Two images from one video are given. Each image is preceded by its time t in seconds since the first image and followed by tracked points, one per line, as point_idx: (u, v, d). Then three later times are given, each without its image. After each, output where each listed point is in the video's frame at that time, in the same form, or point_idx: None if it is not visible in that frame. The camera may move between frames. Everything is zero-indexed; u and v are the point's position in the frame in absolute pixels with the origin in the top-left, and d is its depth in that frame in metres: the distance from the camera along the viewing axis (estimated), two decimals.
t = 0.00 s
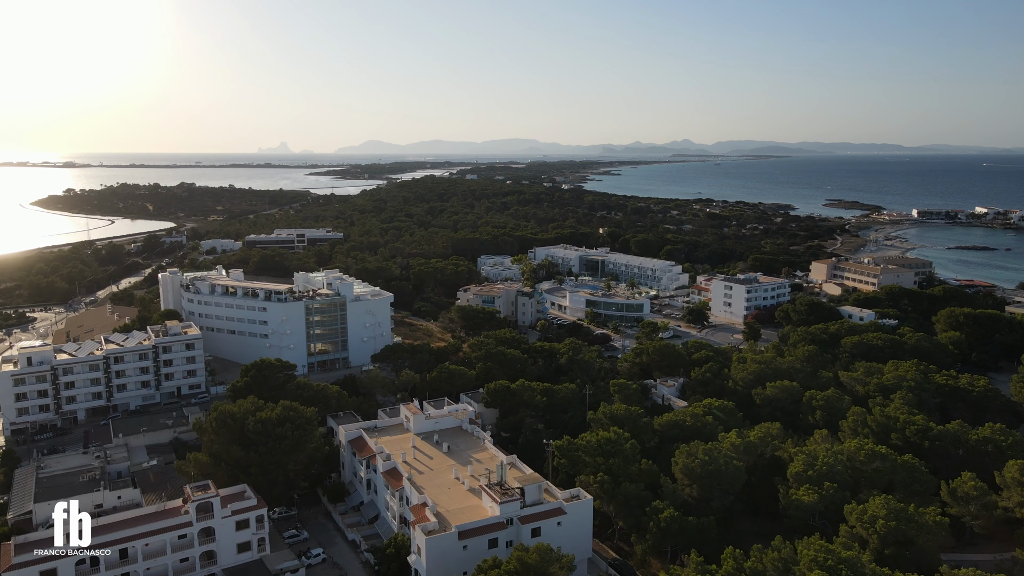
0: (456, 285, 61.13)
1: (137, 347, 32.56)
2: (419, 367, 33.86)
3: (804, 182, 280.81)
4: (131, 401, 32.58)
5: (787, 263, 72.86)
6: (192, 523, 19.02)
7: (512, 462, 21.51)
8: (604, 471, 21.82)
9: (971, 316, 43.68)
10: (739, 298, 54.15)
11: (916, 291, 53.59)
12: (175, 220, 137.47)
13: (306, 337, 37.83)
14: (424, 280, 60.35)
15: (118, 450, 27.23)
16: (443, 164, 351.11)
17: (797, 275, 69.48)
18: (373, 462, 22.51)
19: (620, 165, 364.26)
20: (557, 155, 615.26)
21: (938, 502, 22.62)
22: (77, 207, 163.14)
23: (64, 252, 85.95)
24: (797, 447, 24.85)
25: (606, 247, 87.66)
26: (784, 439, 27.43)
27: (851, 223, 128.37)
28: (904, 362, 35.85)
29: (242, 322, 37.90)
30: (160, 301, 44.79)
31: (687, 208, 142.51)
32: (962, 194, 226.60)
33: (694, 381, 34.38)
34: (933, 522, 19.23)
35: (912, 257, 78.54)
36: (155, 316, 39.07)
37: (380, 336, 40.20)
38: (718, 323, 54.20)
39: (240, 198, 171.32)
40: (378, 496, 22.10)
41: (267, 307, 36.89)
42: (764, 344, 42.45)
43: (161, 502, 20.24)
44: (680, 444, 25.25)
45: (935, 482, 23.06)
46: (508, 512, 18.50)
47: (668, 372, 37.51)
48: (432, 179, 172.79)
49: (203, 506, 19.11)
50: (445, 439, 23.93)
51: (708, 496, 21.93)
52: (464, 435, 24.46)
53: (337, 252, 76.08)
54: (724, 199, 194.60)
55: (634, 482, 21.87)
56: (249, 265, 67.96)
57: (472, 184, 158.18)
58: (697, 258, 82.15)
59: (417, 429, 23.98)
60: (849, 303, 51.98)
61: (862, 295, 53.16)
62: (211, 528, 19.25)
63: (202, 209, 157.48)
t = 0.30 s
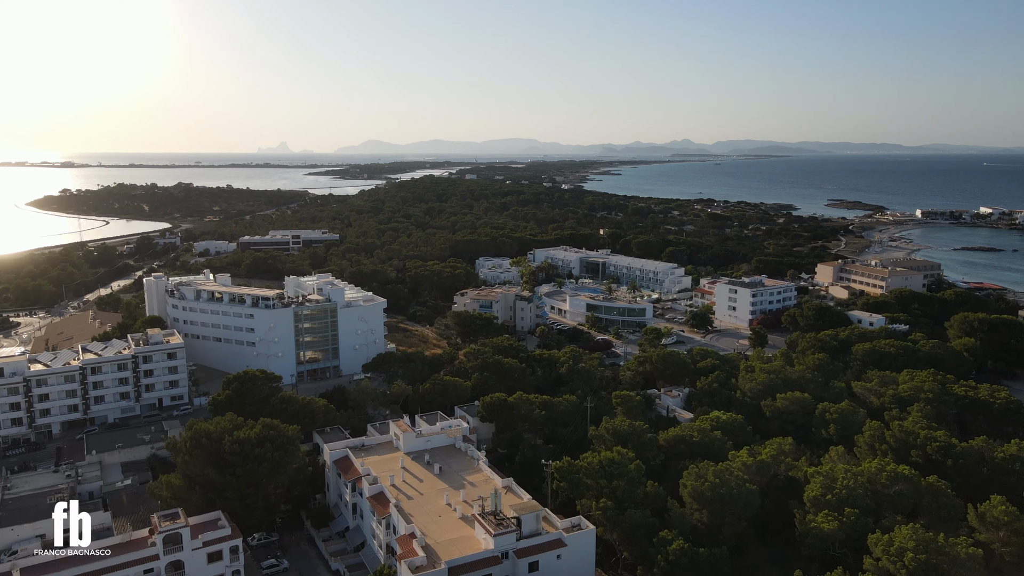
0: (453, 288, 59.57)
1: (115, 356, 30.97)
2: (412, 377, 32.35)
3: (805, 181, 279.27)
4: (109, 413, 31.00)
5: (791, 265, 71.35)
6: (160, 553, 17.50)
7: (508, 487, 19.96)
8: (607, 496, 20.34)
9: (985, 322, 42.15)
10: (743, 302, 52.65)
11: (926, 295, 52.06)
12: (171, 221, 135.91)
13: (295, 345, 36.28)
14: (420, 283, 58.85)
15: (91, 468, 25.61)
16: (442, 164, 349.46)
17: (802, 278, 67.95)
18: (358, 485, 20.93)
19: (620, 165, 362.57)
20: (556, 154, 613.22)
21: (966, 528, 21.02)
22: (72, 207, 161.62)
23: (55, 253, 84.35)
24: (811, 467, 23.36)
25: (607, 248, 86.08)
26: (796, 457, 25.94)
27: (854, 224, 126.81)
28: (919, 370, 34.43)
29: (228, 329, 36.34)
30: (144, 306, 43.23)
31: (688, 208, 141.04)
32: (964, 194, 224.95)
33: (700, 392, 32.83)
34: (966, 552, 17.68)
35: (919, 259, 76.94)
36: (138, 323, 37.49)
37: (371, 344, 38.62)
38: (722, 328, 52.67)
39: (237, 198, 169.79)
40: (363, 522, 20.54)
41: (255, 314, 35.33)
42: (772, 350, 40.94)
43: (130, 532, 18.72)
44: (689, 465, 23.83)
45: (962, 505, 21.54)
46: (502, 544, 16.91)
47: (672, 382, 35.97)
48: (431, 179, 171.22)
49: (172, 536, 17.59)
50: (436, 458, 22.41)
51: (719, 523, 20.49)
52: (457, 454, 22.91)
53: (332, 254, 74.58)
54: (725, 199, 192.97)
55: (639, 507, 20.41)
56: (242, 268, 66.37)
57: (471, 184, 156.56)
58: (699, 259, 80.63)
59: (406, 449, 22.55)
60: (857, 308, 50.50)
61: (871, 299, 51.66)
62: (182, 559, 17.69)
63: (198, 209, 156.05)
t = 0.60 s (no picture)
0: (450, 292, 57.99)
1: (91, 367, 29.39)
2: (404, 389, 30.78)
3: (807, 181, 277.46)
4: (85, 427, 29.42)
5: (796, 268, 69.78)
6: None
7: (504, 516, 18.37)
8: (610, 525, 18.81)
9: (1001, 328, 40.60)
10: (748, 306, 51.09)
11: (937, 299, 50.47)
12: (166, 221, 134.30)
13: (283, 354, 34.71)
14: (416, 286, 57.27)
15: (58, 489, 23.98)
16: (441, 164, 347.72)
17: (808, 281, 66.38)
18: (342, 512, 19.29)
19: (620, 164, 360.69)
20: (556, 154, 612.14)
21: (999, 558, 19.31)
22: (67, 208, 159.95)
23: (45, 255, 82.71)
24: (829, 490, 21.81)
25: (608, 250, 84.51)
26: (811, 477, 24.44)
27: (857, 225, 125.12)
28: (935, 380, 32.88)
29: (213, 337, 34.76)
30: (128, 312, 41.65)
31: (689, 209, 139.41)
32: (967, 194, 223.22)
33: (706, 403, 31.30)
34: None
35: (926, 261, 75.30)
36: (119, 331, 35.85)
37: (363, 352, 37.04)
38: (727, 333, 51.10)
39: (234, 199, 168.09)
40: (347, 552, 18.92)
41: (240, 322, 33.76)
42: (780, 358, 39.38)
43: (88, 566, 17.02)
44: (697, 486, 22.30)
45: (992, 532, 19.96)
46: None
47: (677, 392, 34.39)
48: (429, 179, 169.46)
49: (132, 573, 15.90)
50: (427, 482, 20.79)
51: (731, 554, 18.92)
52: (450, 476, 21.34)
53: (327, 255, 73.02)
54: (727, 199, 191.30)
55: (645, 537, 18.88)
56: (234, 270, 64.77)
57: (470, 184, 154.86)
58: (702, 261, 79.03)
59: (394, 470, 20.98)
60: (867, 313, 48.96)
61: (880, 303, 50.09)
62: None
63: (195, 210, 154.41)
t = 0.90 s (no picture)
0: (446, 296, 56.41)
1: (64, 380, 27.83)
2: (395, 402, 29.22)
3: (808, 181, 275.86)
4: (58, 443, 27.84)
5: (801, 270, 68.19)
6: None
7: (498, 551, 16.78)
8: (614, 559, 17.26)
9: (1018, 334, 39.03)
10: (754, 311, 49.53)
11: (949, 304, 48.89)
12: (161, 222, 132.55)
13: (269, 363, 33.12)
14: (412, 290, 55.69)
15: (21, 514, 22.38)
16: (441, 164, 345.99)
17: (813, 284, 64.81)
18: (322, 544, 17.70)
19: (620, 164, 358.98)
20: (556, 154, 610.03)
21: None
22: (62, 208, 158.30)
23: (36, 257, 81.17)
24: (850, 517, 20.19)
25: (608, 251, 82.93)
26: (827, 499, 22.86)
27: (861, 226, 123.43)
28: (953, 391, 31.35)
29: (197, 345, 33.18)
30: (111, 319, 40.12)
31: (691, 209, 137.83)
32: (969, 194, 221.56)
33: (713, 416, 29.74)
34: None
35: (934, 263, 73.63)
36: (98, 340, 34.24)
37: (354, 361, 35.48)
38: (732, 338, 49.55)
39: (231, 199, 166.44)
40: None
41: (224, 330, 32.19)
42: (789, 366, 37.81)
43: None
44: (707, 512, 20.72)
45: None
46: None
47: (682, 403, 32.82)
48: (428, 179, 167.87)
49: None
50: (416, 509, 19.21)
51: None
52: (440, 502, 19.77)
53: (322, 257, 71.47)
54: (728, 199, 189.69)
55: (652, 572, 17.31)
56: (225, 273, 63.18)
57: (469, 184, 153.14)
58: (705, 263, 77.44)
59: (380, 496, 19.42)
60: (876, 317, 47.42)
61: (890, 308, 48.53)
62: None
63: (192, 210, 152.89)
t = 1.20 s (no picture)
0: (443, 300, 54.84)
1: (34, 394, 26.24)
2: (385, 417, 27.64)
3: (809, 181, 274.29)
4: (28, 460, 26.25)
5: (806, 273, 66.62)
6: None
7: None
8: None
9: None
10: (759, 316, 48.00)
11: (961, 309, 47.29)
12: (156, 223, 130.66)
13: (255, 374, 31.58)
14: (407, 294, 54.12)
15: None
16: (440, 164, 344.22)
17: (819, 287, 63.26)
18: None
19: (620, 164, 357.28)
20: (556, 154, 609.37)
21: None
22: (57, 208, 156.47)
23: (25, 259, 79.47)
24: (873, 547, 18.61)
25: (609, 253, 81.34)
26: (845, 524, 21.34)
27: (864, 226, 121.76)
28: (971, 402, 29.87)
29: (179, 355, 31.61)
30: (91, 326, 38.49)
31: (692, 209, 136.25)
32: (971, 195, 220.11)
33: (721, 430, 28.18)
34: None
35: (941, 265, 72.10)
36: (75, 350, 32.62)
37: (344, 371, 33.92)
38: (737, 344, 48.06)
39: (228, 199, 164.60)
40: None
41: (207, 340, 30.64)
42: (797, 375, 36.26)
43: None
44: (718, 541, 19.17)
45: None
46: None
47: (686, 415, 31.28)
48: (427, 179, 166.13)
49: None
50: (402, 542, 17.64)
51: None
52: (428, 532, 18.21)
53: (316, 260, 69.93)
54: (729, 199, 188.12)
55: None
56: (217, 276, 61.57)
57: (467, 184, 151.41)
58: (707, 265, 75.83)
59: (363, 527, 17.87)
60: (886, 323, 45.91)
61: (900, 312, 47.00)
62: None
63: (188, 211, 151.16)
